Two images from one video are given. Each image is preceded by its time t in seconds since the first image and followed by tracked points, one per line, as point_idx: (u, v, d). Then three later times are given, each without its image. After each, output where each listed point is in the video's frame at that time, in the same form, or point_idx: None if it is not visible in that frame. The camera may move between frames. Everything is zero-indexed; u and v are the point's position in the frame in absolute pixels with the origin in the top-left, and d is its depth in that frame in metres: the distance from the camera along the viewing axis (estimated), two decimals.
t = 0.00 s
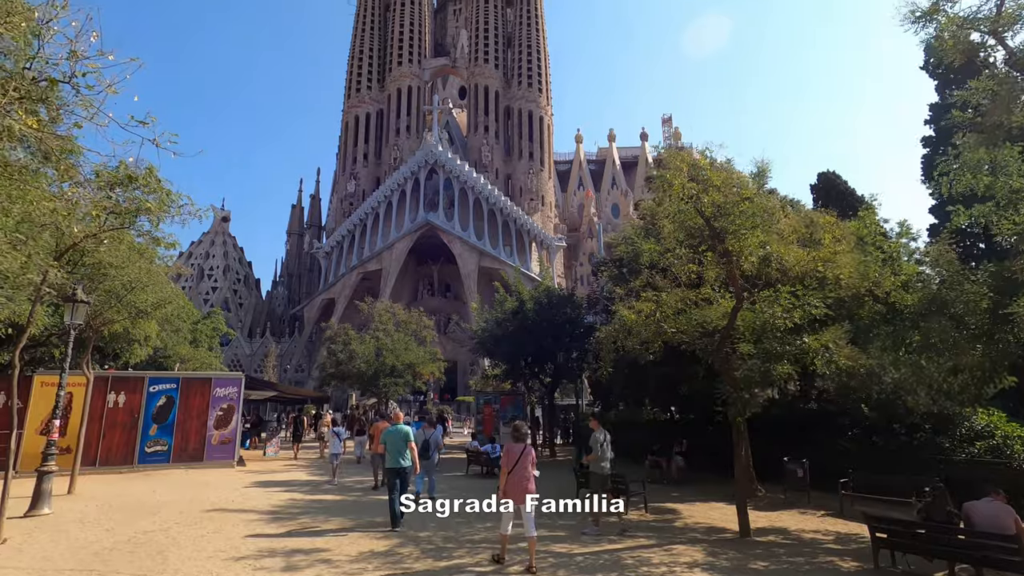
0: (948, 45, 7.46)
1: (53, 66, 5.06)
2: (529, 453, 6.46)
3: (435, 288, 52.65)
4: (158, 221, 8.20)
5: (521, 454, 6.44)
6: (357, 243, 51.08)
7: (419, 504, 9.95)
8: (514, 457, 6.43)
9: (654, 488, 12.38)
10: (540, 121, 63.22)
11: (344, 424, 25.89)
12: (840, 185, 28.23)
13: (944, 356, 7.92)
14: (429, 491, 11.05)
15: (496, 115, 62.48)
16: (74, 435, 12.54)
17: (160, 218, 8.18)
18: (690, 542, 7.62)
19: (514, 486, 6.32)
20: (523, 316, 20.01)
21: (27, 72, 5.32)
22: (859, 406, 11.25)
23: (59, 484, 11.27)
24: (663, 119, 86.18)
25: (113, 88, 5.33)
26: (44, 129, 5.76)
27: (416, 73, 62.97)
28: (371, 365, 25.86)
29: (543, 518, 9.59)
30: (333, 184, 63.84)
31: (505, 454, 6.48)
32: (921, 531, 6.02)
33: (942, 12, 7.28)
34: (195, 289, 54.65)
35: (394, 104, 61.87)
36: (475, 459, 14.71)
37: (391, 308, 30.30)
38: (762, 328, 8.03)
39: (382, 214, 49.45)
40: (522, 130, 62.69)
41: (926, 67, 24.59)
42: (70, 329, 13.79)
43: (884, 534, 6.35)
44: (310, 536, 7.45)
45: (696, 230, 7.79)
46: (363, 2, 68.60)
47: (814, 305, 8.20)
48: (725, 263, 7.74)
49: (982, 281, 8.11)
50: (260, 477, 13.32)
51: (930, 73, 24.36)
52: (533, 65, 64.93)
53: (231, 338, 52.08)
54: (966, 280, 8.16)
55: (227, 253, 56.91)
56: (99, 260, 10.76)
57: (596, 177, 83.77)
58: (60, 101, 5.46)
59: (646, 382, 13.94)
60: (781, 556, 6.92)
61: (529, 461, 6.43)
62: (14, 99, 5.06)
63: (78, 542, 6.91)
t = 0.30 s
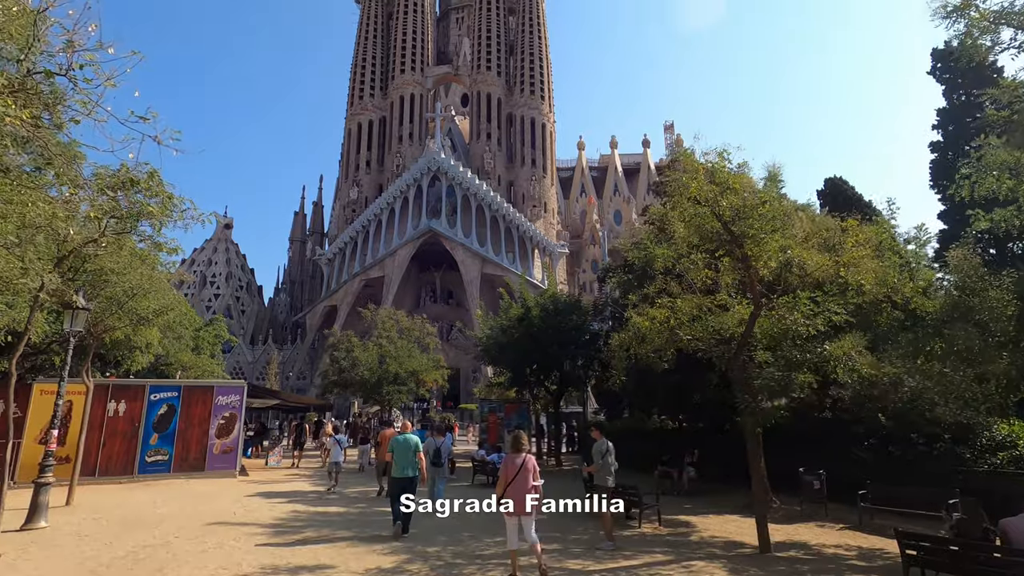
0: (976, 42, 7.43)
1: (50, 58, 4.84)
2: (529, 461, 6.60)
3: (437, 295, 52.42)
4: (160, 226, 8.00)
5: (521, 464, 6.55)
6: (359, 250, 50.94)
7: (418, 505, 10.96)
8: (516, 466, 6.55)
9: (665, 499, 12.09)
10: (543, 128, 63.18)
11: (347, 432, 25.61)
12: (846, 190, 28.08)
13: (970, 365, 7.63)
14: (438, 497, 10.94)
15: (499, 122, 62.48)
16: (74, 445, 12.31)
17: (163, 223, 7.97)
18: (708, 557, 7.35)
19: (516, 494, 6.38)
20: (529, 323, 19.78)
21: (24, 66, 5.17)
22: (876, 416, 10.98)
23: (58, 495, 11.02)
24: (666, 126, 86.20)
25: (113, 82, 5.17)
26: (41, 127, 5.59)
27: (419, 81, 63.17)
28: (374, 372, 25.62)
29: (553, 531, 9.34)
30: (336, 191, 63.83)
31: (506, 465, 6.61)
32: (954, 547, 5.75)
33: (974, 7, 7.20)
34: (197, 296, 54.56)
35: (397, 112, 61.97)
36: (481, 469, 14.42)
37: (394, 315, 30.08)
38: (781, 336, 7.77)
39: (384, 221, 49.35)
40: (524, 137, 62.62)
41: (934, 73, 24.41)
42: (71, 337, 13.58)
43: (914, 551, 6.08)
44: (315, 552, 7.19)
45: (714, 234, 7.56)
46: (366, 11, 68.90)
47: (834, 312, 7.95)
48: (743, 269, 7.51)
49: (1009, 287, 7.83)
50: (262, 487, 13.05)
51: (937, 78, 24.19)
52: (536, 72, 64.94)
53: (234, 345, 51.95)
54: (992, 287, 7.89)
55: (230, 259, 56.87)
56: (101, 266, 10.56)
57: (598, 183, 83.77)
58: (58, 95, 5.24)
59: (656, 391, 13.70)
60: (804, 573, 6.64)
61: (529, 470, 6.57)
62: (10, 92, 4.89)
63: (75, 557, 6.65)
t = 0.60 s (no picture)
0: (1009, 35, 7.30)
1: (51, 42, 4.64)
2: (536, 467, 6.49)
3: (440, 301, 52.20)
4: (164, 227, 7.80)
5: (528, 471, 6.41)
6: (362, 256, 50.79)
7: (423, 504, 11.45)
8: (524, 474, 6.39)
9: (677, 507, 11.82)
10: (545, 134, 63.04)
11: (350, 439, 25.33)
12: (854, 193, 27.82)
13: (998, 370, 7.38)
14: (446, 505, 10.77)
15: (501, 127, 62.50)
16: (75, 451, 12.10)
17: (167, 224, 7.79)
18: (729, 570, 7.07)
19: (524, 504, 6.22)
20: (535, 329, 19.56)
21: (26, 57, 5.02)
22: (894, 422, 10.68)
23: (58, 503, 10.78)
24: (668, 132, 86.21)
25: (117, 68, 5.00)
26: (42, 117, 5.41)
27: (422, 87, 63.31)
28: (377, 378, 25.38)
29: (565, 541, 9.07)
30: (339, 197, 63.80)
31: (513, 471, 6.44)
32: (992, 561, 5.48)
33: None
34: (199, 301, 54.46)
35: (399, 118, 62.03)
36: (488, 476, 14.13)
37: (397, 320, 29.86)
38: (803, 339, 7.53)
39: (387, 227, 49.24)
40: (527, 143, 62.55)
41: (941, 75, 24.21)
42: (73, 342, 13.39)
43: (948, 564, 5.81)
44: (323, 564, 6.95)
45: (734, 235, 7.35)
46: (369, 18, 69.14)
47: (856, 314, 7.71)
48: (764, 269, 7.29)
49: None
50: (265, 495, 12.81)
51: (945, 82, 24.00)
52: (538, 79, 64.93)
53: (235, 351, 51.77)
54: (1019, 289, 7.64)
55: (232, 265, 56.80)
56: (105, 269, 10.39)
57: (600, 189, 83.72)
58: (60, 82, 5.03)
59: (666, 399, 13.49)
60: None
61: (536, 478, 6.43)
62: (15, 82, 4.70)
63: (73, 568, 6.41)
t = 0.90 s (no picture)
0: None
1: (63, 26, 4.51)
2: (546, 477, 6.39)
3: (443, 307, 52.01)
4: (171, 229, 7.65)
5: (539, 481, 6.30)
6: (365, 261, 50.66)
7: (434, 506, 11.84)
8: (534, 481, 6.27)
9: (692, 515, 11.58)
10: (548, 139, 63.00)
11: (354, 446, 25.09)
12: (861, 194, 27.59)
13: None
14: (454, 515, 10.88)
15: (504, 133, 62.53)
16: (78, 458, 11.91)
17: (174, 225, 7.65)
18: None
19: (533, 512, 6.11)
20: (543, 333, 19.38)
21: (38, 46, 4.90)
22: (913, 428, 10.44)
23: (60, 511, 10.58)
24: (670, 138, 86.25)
25: (130, 56, 4.85)
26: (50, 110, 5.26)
27: (424, 94, 63.49)
28: (382, 384, 25.18)
29: (580, 551, 8.85)
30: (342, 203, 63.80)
31: (523, 477, 6.32)
32: None
33: None
34: (202, 308, 54.39)
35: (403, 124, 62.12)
36: (497, 484, 13.90)
37: (402, 325, 29.68)
38: (827, 341, 7.34)
39: (390, 233, 49.15)
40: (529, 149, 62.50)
41: (949, 78, 24.07)
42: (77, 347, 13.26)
43: None
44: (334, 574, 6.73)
45: (755, 235, 7.22)
46: (372, 25, 69.40)
47: (880, 316, 7.51)
48: (787, 270, 7.12)
49: None
50: (271, 503, 12.60)
51: (953, 84, 23.84)
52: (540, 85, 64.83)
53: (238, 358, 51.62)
54: None
55: (235, 271, 56.77)
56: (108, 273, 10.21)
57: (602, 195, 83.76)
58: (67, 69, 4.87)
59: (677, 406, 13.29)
60: None
61: (546, 489, 6.35)
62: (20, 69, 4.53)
63: None
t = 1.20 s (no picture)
0: None
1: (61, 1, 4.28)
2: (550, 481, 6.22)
3: (446, 313, 51.79)
4: (175, 229, 7.49)
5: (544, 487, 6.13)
6: (368, 267, 50.51)
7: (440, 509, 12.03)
8: (541, 485, 6.13)
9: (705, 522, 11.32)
10: (550, 145, 62.98)
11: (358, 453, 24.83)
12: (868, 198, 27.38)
13: None
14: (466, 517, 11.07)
15: (506, 139, 62.55)
16: (79, 465, 11.70)
17: (179, 226, 7.48)
18: None
19: (539, 520, 6.05)
20: (549, 338, 19.17)
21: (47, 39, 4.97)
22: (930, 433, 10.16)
23: (60, 519, 10.36)
24: (673, 143, 86.29)
25: (133, 35, 4.64)
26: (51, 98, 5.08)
27: (427, 100, 63.65)
28: (386, 390, 24.94)
29: (593, 560, 8.60)
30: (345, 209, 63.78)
31: (530, 480, 6.18)
32: None
33: None
34: (205, 314, 54.26)
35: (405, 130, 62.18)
36: (503, 490, 13.65)
37: (405, 331, 29.46)
38: (850, 343, 7.10)
39: (393, 239, 49.06)
40: (532, 154, 62.46)
41: (957, 81, 23.95)
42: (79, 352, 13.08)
43: None
44: None
45: (775, 234, 7.03)
46: (375, 32, 69.67)
47: (905, 316, 7.27)
48: (808, 269, 6.91)
49: None
50: (275, 510, 12.36)
51: (961, 86, 23.71)
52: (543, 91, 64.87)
53: (240, 365, 51.43)
54: None
55: (238, 278, 56.68)
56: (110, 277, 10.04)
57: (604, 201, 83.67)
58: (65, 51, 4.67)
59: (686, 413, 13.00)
60: None
61: (549, 492, 6.19)
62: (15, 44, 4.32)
63: None
